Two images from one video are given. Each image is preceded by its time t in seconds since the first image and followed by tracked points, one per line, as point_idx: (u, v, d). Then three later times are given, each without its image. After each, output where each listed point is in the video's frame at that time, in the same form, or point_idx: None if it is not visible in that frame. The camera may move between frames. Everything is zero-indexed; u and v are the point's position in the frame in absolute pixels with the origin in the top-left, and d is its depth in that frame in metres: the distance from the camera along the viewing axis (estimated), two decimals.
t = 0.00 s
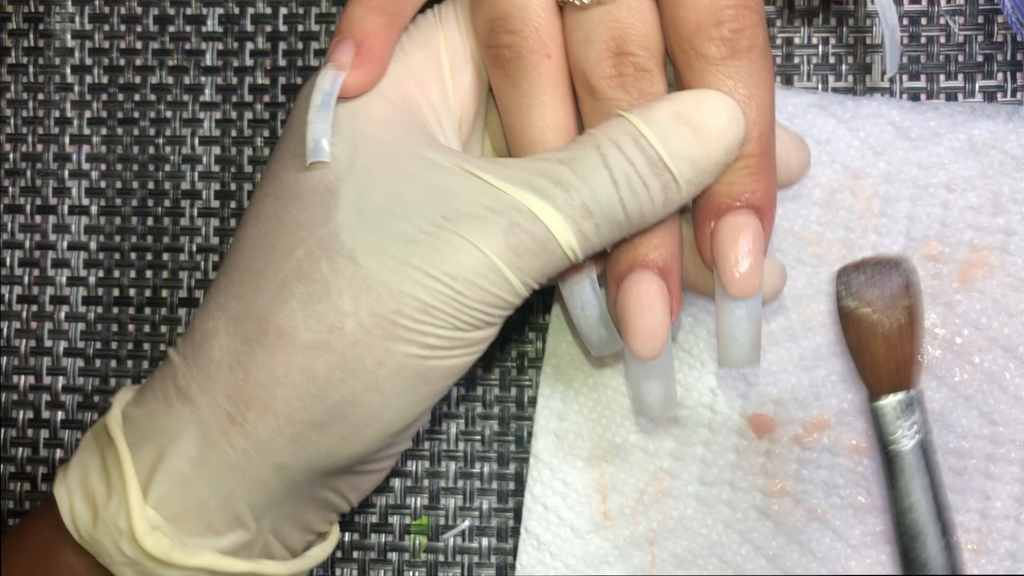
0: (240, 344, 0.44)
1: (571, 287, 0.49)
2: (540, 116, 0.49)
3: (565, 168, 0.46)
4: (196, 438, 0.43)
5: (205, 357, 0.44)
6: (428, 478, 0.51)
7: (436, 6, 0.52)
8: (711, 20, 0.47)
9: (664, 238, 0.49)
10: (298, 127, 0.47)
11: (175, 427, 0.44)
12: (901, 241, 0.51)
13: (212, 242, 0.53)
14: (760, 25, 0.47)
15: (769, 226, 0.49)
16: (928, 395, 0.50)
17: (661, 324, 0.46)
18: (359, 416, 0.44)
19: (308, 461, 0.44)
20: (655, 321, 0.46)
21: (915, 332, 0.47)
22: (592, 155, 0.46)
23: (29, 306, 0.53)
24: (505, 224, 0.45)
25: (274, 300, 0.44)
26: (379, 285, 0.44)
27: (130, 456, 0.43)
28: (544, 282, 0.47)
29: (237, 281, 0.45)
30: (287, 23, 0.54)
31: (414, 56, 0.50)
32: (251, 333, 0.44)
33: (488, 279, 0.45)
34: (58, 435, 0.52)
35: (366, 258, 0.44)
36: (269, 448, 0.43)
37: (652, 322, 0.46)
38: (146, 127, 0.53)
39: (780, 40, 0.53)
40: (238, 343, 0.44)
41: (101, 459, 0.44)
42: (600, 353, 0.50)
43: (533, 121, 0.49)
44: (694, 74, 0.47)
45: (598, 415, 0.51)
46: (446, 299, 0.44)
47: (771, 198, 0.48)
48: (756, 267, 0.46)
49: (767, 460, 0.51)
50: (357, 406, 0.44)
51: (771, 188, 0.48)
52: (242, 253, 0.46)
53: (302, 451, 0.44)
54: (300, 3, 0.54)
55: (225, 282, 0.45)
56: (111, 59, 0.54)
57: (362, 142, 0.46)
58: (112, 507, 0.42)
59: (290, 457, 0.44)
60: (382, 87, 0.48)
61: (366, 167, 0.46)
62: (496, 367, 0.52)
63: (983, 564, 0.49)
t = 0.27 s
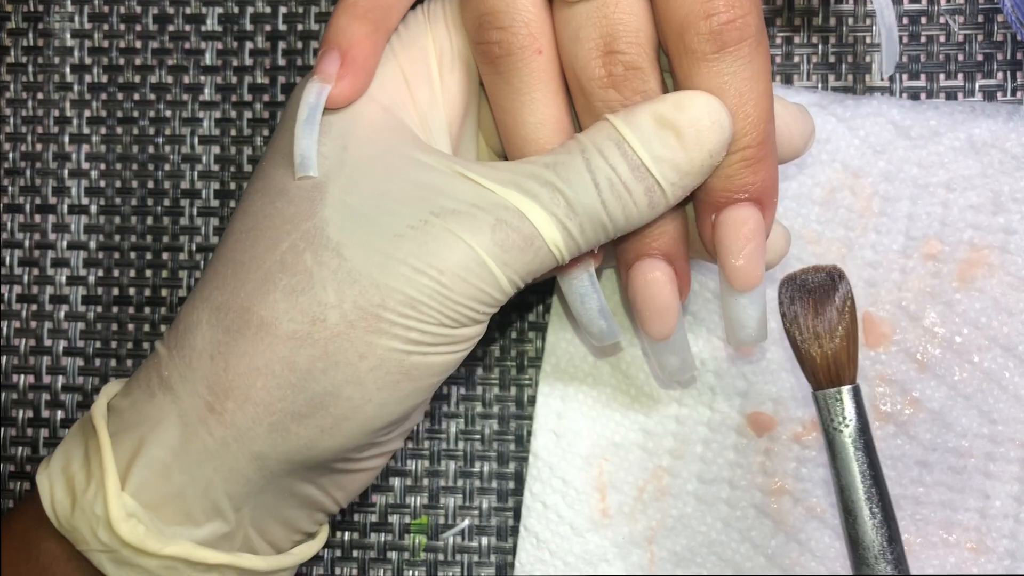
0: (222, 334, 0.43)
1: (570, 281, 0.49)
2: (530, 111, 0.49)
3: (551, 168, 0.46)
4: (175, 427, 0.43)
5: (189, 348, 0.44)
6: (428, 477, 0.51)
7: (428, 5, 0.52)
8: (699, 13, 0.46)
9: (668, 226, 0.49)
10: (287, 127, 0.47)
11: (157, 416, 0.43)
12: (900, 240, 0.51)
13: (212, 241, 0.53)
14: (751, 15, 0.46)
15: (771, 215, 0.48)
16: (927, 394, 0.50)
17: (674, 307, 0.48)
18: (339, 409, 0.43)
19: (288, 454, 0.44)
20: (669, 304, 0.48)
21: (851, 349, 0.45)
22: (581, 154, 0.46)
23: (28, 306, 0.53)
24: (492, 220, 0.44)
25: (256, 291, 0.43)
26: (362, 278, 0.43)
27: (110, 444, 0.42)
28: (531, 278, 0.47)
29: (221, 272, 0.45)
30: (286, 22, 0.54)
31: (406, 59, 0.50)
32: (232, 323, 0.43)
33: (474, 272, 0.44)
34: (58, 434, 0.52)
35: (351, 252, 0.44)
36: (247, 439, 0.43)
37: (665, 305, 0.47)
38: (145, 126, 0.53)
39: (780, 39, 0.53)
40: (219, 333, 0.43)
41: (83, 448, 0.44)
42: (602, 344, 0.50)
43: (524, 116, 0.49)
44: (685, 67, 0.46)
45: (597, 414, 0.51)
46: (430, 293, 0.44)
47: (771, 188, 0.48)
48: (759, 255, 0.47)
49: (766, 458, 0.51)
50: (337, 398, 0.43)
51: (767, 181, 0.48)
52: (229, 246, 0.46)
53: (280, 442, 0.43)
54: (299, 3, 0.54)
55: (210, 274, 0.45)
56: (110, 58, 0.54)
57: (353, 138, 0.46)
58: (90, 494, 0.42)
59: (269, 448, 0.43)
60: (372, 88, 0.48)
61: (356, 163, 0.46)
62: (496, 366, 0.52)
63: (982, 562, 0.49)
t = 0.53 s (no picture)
0: (217, 331, 0.44)
1: (566, 275, 0.49)
2: (523, 108, 0.49)
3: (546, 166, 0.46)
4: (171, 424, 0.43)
5: (184, 344, 0.44)
6: (428, 478, 0.51)
7: (418, 4, 0.52)
8: (689, 10, 0.46)
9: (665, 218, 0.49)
10: (281, 125, 0.47)
11: (153, 413, 0.43)
12: (899, 241, 0.51)
13: (212, 242, 0.53)
14: (740, 11, 0.46)
15: (768, 207, 0.49)
16: (927, 395, 0.50)
17: (671, 295, 0.48)
18: (334, 404, 0.43)
19: (283, 450, 0.44)
20: (666, 293, 0.48)
21: (830, 322, 0.44)
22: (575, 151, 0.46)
23: (29, 307, 0.53)
24: (487, 216, 0.45)
25: (251, 288, 0.43)
26: (357, 274, 0.43)
27: (106, 441, 0.43)
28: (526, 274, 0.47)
29: (216, 269, 0.45)
30: (287, 24, 0.54)
31: (396, 58, 0.50)
32: (228, 319, 0.43)
33: (469, 268, 0.44)
34: (58, 435, 0.52)
35: (346, 248, 0.44)
36: (243, 435, 0.43)
37: (663, 294, 0.48)
38: (146, 128, 0.53)
39: (780, 41, 0.53)
40: (215, 330, 0.44)
41: (81, 445, 0.44)
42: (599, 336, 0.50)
43: (517, 113, 0.49)
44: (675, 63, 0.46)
45: (598, 415, 0.51)
46: (425, 289, 0.44)
47: (768, 181, 0.48)
48: (758, 248, 0.47)
49: (766, 459, 0.51)
50: (332, 394, 0.43)
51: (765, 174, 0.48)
52: (225, 243, 0.46)
53: (276, 438, 0.43)
54: (300, 4, 0.54)
55: (207, 272, 0.45)
56: (111, 60, 0.54)
57: (347, 137, 0.47)
58: (87, 491, 0.42)
59: (264, 444, 0.43)
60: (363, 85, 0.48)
61: (351, 162, 0.46)
62: (496, 367, 0.52)
63: (981, 563, 0.49)
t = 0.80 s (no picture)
0: (216, 331, 0.44)
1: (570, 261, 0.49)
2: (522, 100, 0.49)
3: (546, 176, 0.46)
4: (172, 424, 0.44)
5: (184, 343, 0.45)
6: (428, 479, 0.51)
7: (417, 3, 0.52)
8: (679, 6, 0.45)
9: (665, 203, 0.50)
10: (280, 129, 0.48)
11: (153, 412, 0.44)
12: (900, 242, 0.51)
13: (212, 242, 0.53)
14: None
15: (772, 191, 0.49)
16: (928, 396, 0.50)
17: (672, 281, 0.49)
18: (334, 404, 0.44)
19: (283, 450, 0.44)
20: (667, 280, 0.49)
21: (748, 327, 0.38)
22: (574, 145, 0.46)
23: (29, 307, 0.53)
24: (483, 212, 0.45)
25: (250, 289, 0.44)
26: (357, 273, 0.44)
27: (107, 441, 0.43)
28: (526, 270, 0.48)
29: (216, 270, 0.45)
30: (287, 25, 0.54)
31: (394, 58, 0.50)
32: (227, 320, 0.44)
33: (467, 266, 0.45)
34: (58, 436, 0.52)
35: (346, 246, 0.44)
36: (242, 434, 0.43)
37: (663, 281, 0.49)
38: (146, 128, 0.53)
39: (780, 41, 0.53)
40: (214, 331, 0.44)
41: (82, 445, 0.45)
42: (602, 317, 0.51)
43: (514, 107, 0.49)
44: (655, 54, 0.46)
45: (598, 415, 0.51)
46: (424, 287, 0.44)
47: (768, 165, 0.48)
48: (761, 235, 0.47)
49: (766, 460, 0.50)
50: (332, 393, 0.43)
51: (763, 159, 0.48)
52: (224, 245, 0.46)
53: (276, 438, 0.44)
54: (300, 5, 0.54)
55: (207, 273, 0.46)
56: (111, 60, 0.54)
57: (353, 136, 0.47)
58: (87, 493, 0.43)
59: (264, 444, 0.44)
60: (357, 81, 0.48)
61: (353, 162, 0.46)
62: (496, 368, 0.52)
63: (982, 564, 0.49)
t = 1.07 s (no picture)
0: (186, 310, 0.44)
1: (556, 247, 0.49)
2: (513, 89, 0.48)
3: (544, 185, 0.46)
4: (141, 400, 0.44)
5: (155, 322, 0.45)
6: (428, 478, 0.51)
7: None
8: None
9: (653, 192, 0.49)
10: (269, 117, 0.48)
11: (122, 386, 0.44)
12: (899, 241, 0.51)
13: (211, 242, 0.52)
14: None
15: (762, 174, 0.48)
16: (927, 395, 0.50)
17: (664, 270, 0.48)
18: (292, 386, 0.43)
19: (245, 432, 0.43)
20: (660, 269, 0.48)
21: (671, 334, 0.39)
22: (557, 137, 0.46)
23: (28, 307, 0.53)
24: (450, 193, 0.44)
25: (219, 268, 0.44)
26: (320, 253, 0.43)
27: (78, 415, 0.44)
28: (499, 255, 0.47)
29: (195, 252, 0.45)
30: (287, 23, 0.54)
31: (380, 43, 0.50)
32: (196, 298, 0.43)
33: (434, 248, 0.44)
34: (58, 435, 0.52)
35: (311, 227, 0.43)
36: (204, 414, 0.43)
37: (656, 270, 0.48)
38: (145, 127, 0.53)
39: (780, 40, 0.53)
40: (184, 309, 0.44)
41: (59, 421, 0.45)
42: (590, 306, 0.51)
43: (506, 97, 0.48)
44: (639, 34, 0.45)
45: (597, 414, 0.51)
46: (385, 269, 0.43)
47: (756, 149, 0.47)
48: (753, 219, 0.47)
49: (766, 459, 0.51)
50: (291, 374, 0.42)
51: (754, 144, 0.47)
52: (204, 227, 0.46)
53: (237, 418, 0.43)
54: (300, 4, 0.54)
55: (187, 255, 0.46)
56: (110, 59, 0.54)
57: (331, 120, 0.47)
58: (56, 466, 0.43)
59: (226, 424, 0.43)
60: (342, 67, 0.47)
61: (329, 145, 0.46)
62: (496, 367, 0.52)
63: (981, 563, 0.49)
